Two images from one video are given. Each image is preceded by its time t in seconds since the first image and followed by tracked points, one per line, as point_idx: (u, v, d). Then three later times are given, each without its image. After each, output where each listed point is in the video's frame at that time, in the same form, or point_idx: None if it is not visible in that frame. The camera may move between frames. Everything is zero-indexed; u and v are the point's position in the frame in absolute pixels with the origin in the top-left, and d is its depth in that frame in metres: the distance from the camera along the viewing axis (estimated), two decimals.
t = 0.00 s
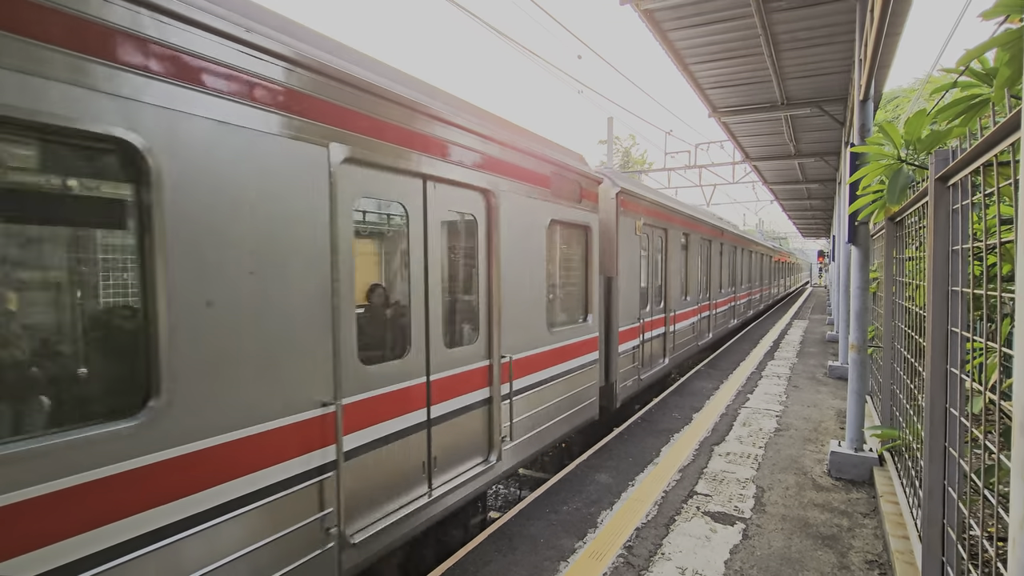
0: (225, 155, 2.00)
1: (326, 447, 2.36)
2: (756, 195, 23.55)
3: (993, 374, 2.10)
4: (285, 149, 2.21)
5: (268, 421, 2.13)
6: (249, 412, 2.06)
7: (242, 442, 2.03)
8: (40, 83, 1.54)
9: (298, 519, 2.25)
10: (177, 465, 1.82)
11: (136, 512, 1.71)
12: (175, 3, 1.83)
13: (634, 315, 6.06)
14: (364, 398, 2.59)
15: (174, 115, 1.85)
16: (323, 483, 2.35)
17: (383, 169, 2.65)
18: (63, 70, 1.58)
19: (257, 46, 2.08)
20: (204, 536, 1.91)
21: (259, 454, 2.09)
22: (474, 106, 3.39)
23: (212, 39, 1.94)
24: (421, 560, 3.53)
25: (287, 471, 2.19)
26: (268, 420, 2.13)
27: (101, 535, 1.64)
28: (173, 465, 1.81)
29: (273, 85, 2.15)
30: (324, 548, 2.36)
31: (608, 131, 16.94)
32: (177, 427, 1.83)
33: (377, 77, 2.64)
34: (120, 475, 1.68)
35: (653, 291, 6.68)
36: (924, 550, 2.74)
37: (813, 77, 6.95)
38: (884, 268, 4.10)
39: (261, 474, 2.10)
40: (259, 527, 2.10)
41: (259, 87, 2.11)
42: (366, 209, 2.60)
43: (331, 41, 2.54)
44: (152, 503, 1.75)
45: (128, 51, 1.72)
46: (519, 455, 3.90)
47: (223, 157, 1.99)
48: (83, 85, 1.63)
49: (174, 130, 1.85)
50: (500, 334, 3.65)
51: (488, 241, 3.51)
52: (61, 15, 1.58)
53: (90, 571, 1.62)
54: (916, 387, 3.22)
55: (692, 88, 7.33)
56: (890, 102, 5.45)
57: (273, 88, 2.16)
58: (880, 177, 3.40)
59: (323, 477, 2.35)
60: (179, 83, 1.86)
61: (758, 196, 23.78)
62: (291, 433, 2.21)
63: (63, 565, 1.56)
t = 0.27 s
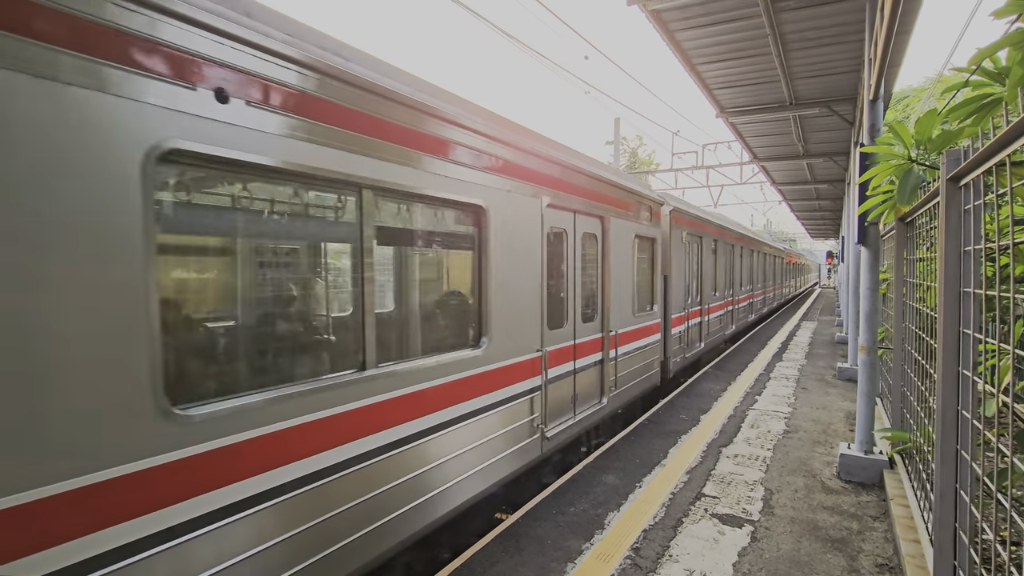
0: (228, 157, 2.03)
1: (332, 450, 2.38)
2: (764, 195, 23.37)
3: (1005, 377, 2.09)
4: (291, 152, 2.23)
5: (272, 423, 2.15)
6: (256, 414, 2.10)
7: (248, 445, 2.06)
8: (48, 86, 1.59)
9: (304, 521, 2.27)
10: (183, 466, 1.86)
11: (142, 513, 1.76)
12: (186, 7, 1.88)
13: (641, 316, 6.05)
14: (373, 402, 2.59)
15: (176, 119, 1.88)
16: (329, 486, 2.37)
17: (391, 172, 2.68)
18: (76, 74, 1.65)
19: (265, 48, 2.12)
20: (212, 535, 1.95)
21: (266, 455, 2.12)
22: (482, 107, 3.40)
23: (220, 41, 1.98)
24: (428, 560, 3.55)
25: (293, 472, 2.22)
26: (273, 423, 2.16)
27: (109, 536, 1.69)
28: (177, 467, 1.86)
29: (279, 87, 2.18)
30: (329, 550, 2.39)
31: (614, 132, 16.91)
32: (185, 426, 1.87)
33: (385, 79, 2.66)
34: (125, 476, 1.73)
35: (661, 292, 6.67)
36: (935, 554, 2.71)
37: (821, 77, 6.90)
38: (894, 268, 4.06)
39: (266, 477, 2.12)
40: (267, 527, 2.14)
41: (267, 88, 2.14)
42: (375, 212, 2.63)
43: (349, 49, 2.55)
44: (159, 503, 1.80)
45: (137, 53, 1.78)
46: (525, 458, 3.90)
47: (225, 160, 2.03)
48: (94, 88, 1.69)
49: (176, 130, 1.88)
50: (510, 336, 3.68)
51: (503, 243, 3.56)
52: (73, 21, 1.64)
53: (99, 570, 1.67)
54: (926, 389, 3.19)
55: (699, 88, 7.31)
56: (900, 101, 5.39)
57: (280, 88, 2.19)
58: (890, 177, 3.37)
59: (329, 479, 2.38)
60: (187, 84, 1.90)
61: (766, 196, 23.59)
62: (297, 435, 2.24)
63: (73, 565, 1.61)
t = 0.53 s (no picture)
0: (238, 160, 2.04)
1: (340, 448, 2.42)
2: (773, 196, 23.19)
3: (1019, 380, 2.06)
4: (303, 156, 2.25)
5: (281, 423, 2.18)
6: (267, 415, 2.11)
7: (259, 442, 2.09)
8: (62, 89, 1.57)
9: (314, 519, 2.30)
10: (193, 465, 1.88)
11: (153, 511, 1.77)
12: (198, 10, 1.87)
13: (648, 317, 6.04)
14: (380, 402, 2.62)
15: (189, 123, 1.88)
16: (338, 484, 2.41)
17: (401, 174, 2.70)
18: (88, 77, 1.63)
19: (277, 52, 2.13)
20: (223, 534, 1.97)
21: (276, 453, 2.15)
22: (491, 108, 3.41)
23: (232, 44, 1.98)
24: (435, 560, 3.58)
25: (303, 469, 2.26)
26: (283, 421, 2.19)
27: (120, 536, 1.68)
28: (187, 465, 1.86)
29: (291, 90, 2.19)
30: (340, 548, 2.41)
31: (621, 133, 16.88)
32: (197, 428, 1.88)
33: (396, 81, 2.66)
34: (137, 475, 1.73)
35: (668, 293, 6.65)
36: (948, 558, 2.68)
37: (831, 77, 6.84)
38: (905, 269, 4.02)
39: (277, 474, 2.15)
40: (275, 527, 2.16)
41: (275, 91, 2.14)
42: (385, 213, 2.65)
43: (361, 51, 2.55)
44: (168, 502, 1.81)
45: (150, 56, 1.76)
46: (534, 459, 3.90)
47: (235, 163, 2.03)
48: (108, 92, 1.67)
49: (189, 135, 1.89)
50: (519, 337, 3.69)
51: (510, 245, 3.58)
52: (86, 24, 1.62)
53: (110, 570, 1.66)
54: (939, 392, 3.15)
55: (707, 88, 7.28)
56: (911, 101, 5.34)
57: (289, 91, 2.18)
58: (901, 177, 3.34)
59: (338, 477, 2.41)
60: (198, 88, 1.89)
61: (775, 196, 23.40)
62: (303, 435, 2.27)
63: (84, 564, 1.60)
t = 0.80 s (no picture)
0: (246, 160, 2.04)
1: (352, 451, 2.41)
2: (783, 196, 22.97)
3: None
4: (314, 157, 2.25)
5: (294, 425, 2.18)
6: (278, 415, 2.13)
7: (269, 446, 2.09)
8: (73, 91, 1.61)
9: (326, 521, 2.31)
10: (204, 468, 1.89)
11: (164, 515, 1.79)
12: (209, 14, 1.90)
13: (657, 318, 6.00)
14: (393, 403, 2.62)
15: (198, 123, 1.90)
16: (350, 487, 2.41)
17: (411, 175, 2.71)
18: (100, 80, 1.67)
19: (286, 53, 2.14)
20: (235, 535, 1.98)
21: (287, 456, 2.15)
22: (499, 109, 3.42)
23: (241, 45, 2.00)
24: (443, 561, 3.61)
25: (314, 473, 2.25)
26: (292, 425, 2.18)
27: (131, 536, 1.71)
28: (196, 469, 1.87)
29: (300, 91, 2.20)
30: (351, 549, 2.43)
31: (630, 133, 16.83)
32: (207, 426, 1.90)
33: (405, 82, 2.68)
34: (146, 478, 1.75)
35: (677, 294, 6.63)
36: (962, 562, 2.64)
37: (841, 76, 6.78)
38: (917, 270, 3.98)
39: (288, 477, 2.15)
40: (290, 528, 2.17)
41: (285, 91, 2.15)
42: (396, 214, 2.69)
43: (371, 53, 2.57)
44: (178, 506, 1.82)
45: (161, 59, 1.79)
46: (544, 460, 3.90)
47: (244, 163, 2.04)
48: (119, 93, 1.70)
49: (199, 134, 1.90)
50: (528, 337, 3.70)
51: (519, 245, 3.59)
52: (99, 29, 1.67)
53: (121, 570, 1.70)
54: (952, 394, 3.12)
55: (716, 88, 7.24)
56: (923, 100, 5.28)
57: (298, 91, 2.19)
58: (913, 177, 3.29)
59: (350, 480, 2.41)
60: (206, 88, 1.91)
61: (785, 197, 23.18)
62: (318, 435, 2.27)
63: (96, 564, 1.64)
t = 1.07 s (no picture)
0: (257, 162, 2.04)
1: (361, 450, 2.41)
2: (792, 196, 22.80)
3: None
4: (326, 158, 2.25)
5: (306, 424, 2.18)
6: (290, 415, 2.14)
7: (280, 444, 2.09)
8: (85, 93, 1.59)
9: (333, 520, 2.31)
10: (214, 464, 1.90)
11: (169, 509, 1.78)
12: (220, 18, 1.90)
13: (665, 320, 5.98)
14: (402, 404, 2.63)
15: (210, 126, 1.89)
16: (359, 486, 2.41)
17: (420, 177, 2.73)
18: (114, 83, 1.65)
19: (297, 56, 2.13)
20: (245, 532, 1.99)
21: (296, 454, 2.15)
22: (507, 110, 3.43)
23: (254, 50, 1.99)
24: (451, 561, 3.62)
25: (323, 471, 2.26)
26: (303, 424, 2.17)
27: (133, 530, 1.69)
28: (201, 464, 1.87)
29: (311, 94, 2.19)
30: (358, 548, 2.43)
31: (637, 134, 16.78)
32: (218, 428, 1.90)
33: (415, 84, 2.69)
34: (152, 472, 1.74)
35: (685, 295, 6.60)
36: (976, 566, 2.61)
37: (851, 76, 6.73)
38: (930, 271, 3.93)
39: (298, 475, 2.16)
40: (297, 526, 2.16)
41: (298, 94, 2.15)
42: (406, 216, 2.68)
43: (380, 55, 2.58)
44: (184, 500, 1.81)
45: (174, 62, 1.78)
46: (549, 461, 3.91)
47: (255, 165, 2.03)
48: (133, 96, 1.69)
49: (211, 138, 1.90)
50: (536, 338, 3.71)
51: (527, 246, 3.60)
52: (110, 31, 1.64)
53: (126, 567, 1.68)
54: (965, 397, 3.08)
55: (724, 88, 7.21)
56: (935, 99, 5.23)
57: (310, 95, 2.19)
58: (925, 177, 3.25)
59: (359, 479, 2.41)
60: (218, 92, 1.90)
61: (794, 197, 22.97)
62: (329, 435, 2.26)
63: (98, 557, 1.62)
